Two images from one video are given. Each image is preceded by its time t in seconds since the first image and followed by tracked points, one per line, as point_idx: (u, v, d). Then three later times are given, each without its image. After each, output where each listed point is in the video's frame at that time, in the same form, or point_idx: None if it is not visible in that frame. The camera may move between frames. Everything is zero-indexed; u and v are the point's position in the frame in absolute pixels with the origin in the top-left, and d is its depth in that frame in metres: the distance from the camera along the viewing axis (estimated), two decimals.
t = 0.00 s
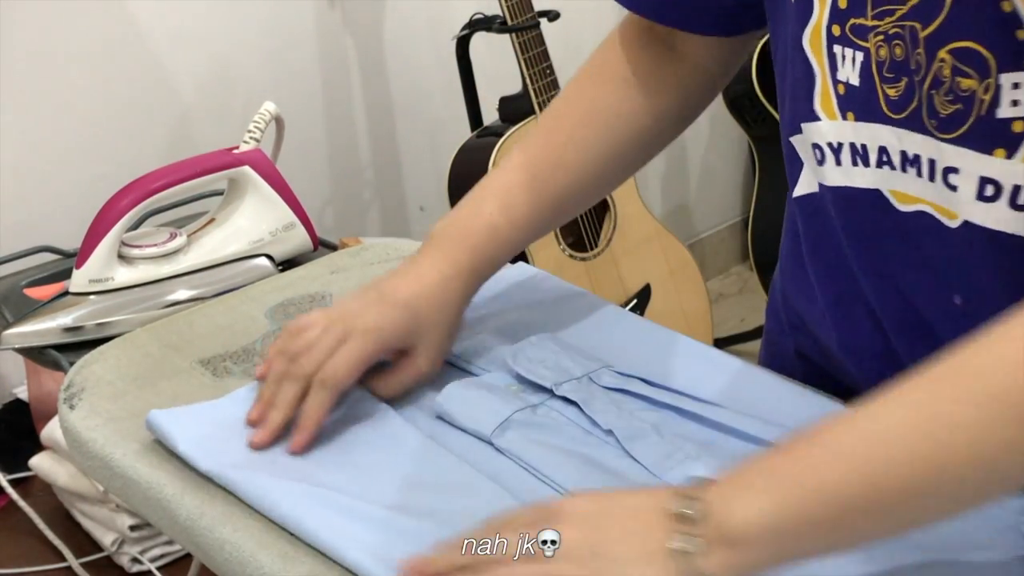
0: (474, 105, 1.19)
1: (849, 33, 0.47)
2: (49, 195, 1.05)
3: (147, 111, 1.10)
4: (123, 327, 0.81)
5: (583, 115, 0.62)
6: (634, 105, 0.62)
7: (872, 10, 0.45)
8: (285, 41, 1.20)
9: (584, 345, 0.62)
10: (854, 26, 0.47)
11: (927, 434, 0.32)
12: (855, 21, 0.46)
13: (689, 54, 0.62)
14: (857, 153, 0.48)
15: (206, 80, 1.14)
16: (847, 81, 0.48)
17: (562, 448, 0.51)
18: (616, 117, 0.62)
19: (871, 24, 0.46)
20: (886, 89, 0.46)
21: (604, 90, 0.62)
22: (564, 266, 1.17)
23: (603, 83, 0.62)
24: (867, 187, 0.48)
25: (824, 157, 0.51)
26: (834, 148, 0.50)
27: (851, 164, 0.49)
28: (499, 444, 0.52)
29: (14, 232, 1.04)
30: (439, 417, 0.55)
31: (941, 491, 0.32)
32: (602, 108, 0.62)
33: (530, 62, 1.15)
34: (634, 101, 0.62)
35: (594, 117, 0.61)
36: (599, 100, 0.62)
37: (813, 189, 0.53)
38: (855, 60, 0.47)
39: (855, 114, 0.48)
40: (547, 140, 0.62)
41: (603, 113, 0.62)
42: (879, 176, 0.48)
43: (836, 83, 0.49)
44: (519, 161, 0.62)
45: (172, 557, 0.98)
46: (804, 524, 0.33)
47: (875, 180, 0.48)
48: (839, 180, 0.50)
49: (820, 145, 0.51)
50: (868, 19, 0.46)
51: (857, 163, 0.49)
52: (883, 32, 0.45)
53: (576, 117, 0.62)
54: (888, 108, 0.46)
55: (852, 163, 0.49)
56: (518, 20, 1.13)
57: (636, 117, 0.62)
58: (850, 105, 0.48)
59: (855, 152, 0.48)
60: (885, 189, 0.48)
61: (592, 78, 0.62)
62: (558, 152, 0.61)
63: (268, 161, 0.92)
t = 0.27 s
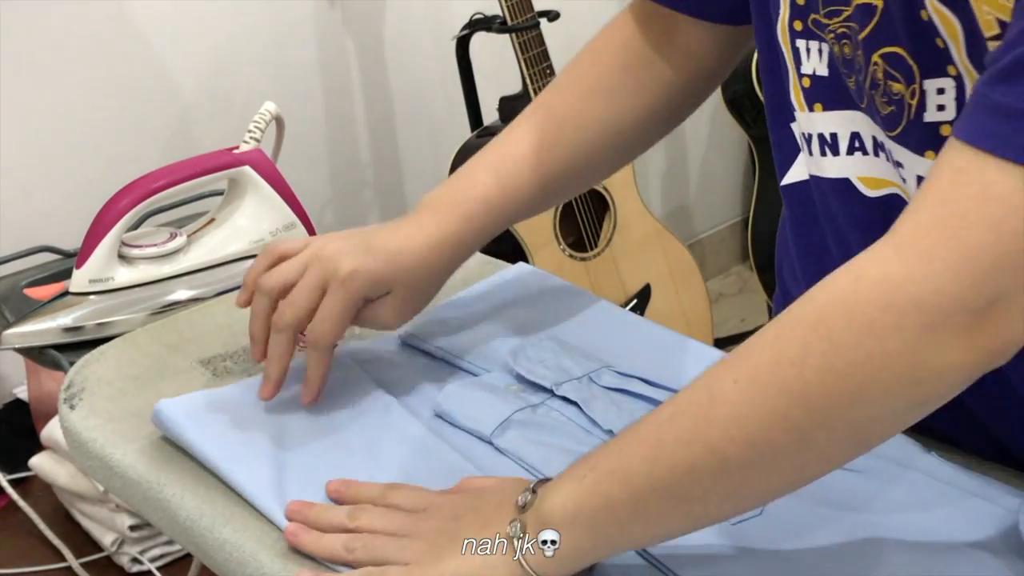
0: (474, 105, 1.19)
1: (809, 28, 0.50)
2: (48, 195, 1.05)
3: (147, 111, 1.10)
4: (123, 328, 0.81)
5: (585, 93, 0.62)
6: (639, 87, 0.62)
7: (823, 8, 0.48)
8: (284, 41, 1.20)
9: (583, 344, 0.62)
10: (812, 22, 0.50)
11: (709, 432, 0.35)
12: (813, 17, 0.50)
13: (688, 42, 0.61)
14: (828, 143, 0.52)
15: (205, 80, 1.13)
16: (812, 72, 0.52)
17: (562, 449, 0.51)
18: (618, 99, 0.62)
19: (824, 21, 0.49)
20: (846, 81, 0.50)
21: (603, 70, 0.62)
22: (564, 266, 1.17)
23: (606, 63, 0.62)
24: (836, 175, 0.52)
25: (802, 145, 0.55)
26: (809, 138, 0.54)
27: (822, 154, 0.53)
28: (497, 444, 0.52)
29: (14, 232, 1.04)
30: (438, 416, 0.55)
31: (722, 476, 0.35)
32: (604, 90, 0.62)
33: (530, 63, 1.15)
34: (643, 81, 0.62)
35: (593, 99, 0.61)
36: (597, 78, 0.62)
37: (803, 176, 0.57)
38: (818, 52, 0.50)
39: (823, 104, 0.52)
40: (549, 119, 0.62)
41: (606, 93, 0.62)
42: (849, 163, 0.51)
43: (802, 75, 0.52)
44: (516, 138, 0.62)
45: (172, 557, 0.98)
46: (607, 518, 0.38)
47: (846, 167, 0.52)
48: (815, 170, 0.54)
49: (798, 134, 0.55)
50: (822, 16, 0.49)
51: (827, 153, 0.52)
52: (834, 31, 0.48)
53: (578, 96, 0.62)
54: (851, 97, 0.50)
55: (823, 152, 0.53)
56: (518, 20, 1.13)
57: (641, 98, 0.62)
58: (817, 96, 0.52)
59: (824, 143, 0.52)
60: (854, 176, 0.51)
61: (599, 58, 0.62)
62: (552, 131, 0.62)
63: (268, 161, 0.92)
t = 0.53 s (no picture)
0: (474, 105, 1.19)
1: (797, 36, 0.50)
2: (48, 195, 1.05)
3: (147, 111, 1.10)
4: (123, 328, 0.81)
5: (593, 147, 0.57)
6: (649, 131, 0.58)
7: (812, 15, 0.48)
8: (284, 41, 1.20)
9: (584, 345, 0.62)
10: (800, 30, 0.49)
11: (763, 446, 0.33)
12: (801, 25, 0.49)
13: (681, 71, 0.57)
14: (815, 151, 0.52)
15: (205, 80, 1.13)
16: (799, 81, 0.51)
17: (561, 448, 0.51)
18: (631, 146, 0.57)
19: (812, 29, 0.49)
20: (834, 89, 0.49)
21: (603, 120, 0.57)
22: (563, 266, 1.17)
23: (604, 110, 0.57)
24: (823, 183, 0.52)
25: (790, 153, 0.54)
26: (796, 146, 0.54)
27: (809, 162, 0.53)
28: (497, 443, 0.52)
29: (14, 231, 1.03)
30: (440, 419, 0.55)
31: (789, 483, 0.33)
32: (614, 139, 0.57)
33: (530, 62, 1.15)
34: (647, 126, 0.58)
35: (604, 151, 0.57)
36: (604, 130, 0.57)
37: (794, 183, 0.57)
38: (806, 61, 0.50)
39: (810, 112, 0.52)
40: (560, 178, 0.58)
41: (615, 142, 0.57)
42: (836, 172, 0.51)
43: (789, 83, 0.52)
44: (533, 204, 0.58)
45: (172, 557, 0.98)
46: (648, 541, 0.36)
47: (832, 175, 0.51)
48: (802, 177, 0.54)
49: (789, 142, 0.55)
50: (811, 24, 0.49)
51: (814, 161, 0.52)
52: (823, 38, 0.48)
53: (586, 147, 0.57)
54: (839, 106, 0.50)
55: (811, 160, 0.52)
56: (518, 20, 1.12)
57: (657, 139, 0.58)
58: (805, 105, 0.52)
59: (812, 151, 0.52)
60: (842, 184, 0.51)
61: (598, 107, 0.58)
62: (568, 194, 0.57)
63: (268, 161, 0.92)
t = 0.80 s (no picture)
0: (474, 105, 1.19)
1: (817, 43, 0.46)
2: (48, 195, 1.05)
3: (147, 112, 1.10)
4: (122, 328, 0.81)
5: (571, 161, 0.57)
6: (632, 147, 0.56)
7: (840, 18, 0.45)
8: (284, 41, 1.20)
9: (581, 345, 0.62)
10: (822, 36, 0.46)
11: None
12: (823, 30, 0.46)
13: (671, 87, 0.55)
14: (831, 162, 0.48)
15: (205, 81, 1.14)
16: (817, 91, 0.47)
17: (557, 449, 0.51)
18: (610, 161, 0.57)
19: (840, 33, 0.45)
20: (863, 94, 0.45)
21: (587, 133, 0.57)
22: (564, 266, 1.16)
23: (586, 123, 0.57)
24: (844, 195, 0.47)
25: (801, 166, 0.50)
26: (807, 159, 0.49)
27: (825, 175, 0.48)
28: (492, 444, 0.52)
29: (14, 231, 1.04)
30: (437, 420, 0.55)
31: None
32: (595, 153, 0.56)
33: (530, 62, 1.15)
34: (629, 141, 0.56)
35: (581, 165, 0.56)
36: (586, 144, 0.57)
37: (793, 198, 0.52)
38: (829, 68, 0.46)
39: (829, 122, 0.47)
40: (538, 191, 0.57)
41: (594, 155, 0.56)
42: (856, 183, 0.47)
43: (806, 94, 0.48)
44: (510, 220, 0.58)
45: (172, 557, 0.98)
46: None
47: (853, 187, 0.47)
48: (815, 190, 0.49)
49: (797, 154, 0.50)
50: (837, 28, 0.45)
51: (831, 173, 0.48)
52: (854, 40, 0.44)
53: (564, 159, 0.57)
54: (869, 113, 0.45)
55: (829, 172, 0.48)
56: (518, 20, 1.12)
57: (642, 153, 0.57)
58: (822, 114, 0.47)
59: (827, 162, 0.48)
60: (860, 198, 0.47)
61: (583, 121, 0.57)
62: (540, 207, 0.57)
63: (266, 162, 0.92)
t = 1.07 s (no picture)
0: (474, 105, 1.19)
1: (875, 36, 0.43)
2: (48, 196, 1.05)
3: (147, 112, 1.10)
4: (122, 328, 0.81)
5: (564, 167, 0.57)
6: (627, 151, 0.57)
7: (901, 11, 0.42)
8: (284, 41, 1.20)
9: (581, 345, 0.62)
10: (880, 29, 0.43)
11: None
12: (882, 23, 0.43)
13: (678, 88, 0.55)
14: (882, 157, 0.45)
15: (205, 81, 1.14)
16: (873, 83, 0.44)
17: (557, 449, 0.51)
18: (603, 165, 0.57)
19: (900, 27, 0.42)
20: (915, 92, 0.43)
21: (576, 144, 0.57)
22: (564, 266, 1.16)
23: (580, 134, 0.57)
24: (892, 191, 0.45)
25: (846, 160, 0.47)
26: (856, 151, 0.46)
27: (874, 169, 0.46)
28: (491, 444, 0.52)
29: (13, 231, 1.04)
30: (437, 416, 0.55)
31: None
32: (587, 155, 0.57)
33: (530, 62, 1.15)
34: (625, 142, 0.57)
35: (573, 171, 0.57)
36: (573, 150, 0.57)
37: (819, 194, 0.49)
38: (885, 62, 0.43)
39: (883, 116, 0.44)
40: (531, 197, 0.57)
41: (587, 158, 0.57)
42: (905, 180, 0.44)
43: (860, 86, 0.45)
44: (503, 216, 0.58)
45: (172, 557, 0.98)
46: None
47: (901, 184, 0.45)
48: (858, 183, 0.47)
49: (842, 146, 0.47)
50: (897, 22, 0.42)
51: (880, 168, 0.45)
52: (913, 35, 0.42)
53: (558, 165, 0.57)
54: (919, 113, 0.43)
55: (877, 167, 0.45)
56: (518, 20, 1.12)
57: (642, 147, 0.57)
58: (877, 107, 0.44)
59: (877, 157, 0.45)
60: (910, 194, 0.44)
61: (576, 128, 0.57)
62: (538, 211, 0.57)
63: (266, 161, 0.92)
